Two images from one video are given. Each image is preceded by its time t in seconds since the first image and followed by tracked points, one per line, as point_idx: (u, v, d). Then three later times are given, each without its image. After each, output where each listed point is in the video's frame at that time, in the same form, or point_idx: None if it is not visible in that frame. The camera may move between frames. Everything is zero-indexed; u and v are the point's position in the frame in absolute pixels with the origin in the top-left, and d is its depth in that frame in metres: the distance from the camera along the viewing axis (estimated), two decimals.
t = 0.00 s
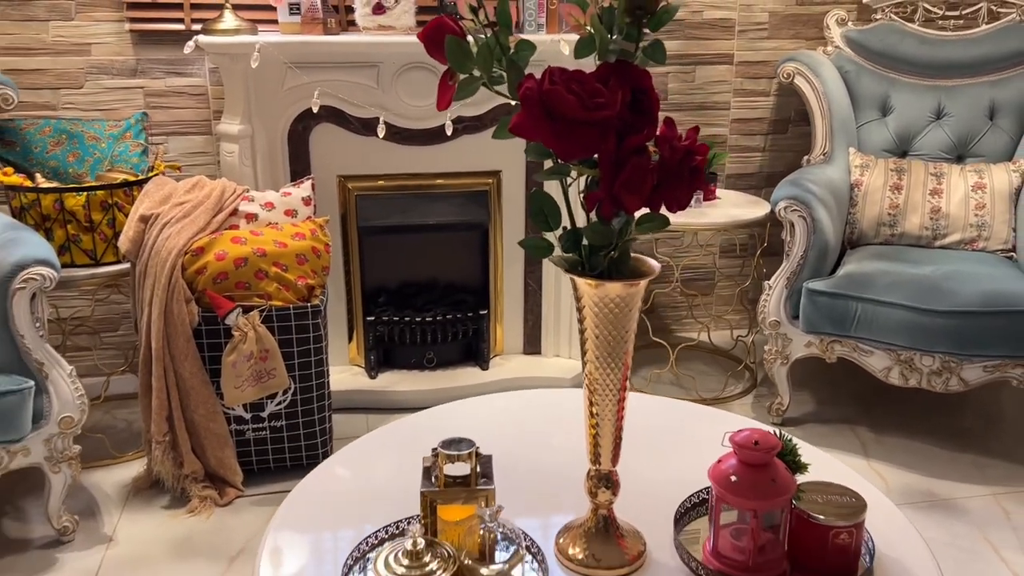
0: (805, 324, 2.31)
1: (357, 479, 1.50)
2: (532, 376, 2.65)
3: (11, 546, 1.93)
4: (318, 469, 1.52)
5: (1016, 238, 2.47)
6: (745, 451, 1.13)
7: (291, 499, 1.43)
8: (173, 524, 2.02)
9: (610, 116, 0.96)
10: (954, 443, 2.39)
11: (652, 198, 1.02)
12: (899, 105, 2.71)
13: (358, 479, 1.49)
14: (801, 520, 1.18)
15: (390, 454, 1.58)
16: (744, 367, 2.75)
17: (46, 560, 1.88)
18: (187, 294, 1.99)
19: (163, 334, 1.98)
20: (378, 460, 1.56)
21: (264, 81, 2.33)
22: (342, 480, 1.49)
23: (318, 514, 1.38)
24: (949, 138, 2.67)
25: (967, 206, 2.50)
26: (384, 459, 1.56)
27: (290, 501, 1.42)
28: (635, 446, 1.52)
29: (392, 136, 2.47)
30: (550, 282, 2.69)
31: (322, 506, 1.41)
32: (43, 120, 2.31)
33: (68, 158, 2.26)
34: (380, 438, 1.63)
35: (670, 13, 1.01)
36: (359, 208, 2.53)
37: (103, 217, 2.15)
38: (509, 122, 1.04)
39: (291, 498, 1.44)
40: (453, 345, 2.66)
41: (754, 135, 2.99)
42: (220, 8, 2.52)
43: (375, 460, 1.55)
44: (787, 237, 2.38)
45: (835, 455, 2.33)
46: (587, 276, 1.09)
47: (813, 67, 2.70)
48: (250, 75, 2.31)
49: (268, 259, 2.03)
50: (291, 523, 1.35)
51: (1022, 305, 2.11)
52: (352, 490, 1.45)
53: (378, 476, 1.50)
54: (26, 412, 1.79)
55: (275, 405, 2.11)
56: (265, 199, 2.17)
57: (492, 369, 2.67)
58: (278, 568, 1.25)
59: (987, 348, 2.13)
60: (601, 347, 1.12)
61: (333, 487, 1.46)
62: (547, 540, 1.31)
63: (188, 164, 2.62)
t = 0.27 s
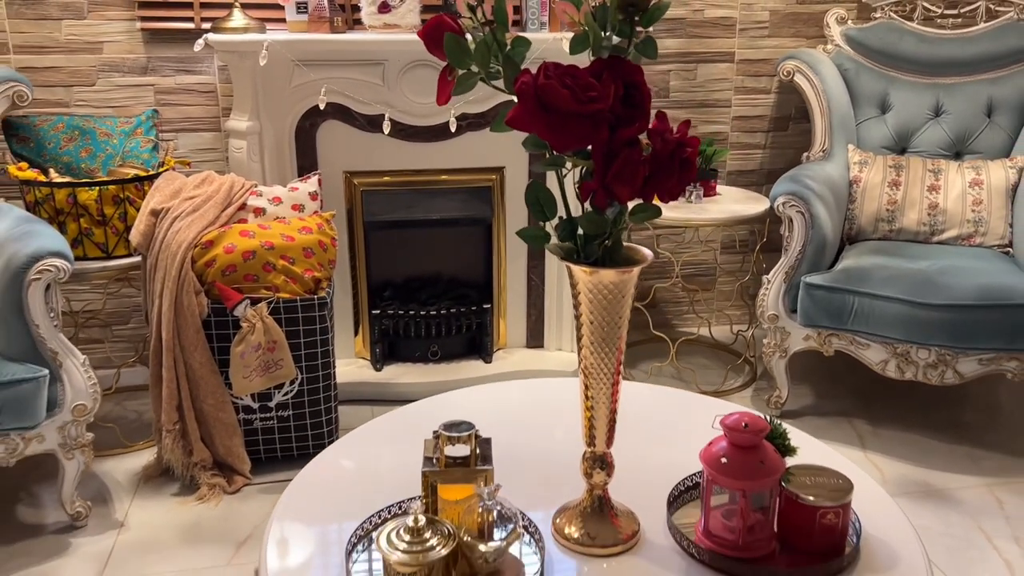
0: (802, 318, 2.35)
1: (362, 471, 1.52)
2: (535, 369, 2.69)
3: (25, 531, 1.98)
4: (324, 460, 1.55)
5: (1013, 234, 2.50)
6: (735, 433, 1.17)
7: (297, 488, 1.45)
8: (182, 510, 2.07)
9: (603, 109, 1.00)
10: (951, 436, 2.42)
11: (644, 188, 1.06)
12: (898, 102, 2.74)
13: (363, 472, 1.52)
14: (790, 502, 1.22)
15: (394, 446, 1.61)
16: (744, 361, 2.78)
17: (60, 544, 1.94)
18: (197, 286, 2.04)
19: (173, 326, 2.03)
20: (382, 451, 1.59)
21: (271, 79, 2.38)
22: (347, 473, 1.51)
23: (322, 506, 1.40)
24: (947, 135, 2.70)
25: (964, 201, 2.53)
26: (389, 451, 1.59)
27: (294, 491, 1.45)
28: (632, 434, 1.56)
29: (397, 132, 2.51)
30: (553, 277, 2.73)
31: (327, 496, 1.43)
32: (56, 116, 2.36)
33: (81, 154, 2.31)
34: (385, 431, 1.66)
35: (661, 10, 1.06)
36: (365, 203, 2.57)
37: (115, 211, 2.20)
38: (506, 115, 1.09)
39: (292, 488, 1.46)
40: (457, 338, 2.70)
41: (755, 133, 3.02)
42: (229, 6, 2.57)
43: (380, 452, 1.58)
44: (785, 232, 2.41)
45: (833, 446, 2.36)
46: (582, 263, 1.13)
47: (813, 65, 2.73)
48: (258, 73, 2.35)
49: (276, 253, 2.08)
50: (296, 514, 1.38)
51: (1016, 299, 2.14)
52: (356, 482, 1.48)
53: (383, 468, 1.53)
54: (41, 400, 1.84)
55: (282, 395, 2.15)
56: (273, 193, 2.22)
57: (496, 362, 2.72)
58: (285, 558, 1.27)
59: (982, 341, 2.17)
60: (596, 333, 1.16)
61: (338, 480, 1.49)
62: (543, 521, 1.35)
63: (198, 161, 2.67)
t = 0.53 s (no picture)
0: (800, 311, 2.38)
1: (367, 463, 1.53)
2: (536, 362, 2.73)
3: (36, 517, 2.02)
4: (330, 452, 1.56)
5: (1009, 229, 2.53)
6: (726, 416, 1.21)
7: (301, 478, 1.46)
8: (189, 498, 2.11)
9: (597, 101, 1.04)
10: (947, 428, 2.45)
11: (637, 178, 1.10)
12: (896, 99, 2.77)
13: (368, 463, 1.53)
14: (780, 484, 1.25)
15: (398, 437, 1.63)
16: (744, 354, 2.81)
17: (70, 530, 1.98)
18: (204, 278, 2.08)
19: (180, 317, 2.07)
20: (386, 442, 1.60)
21: (277, 75, 2.42)
22: (352, 464, 1.52)
23: (324, 495, 1.41)
24: (945, 131, 2.73)
25: (961, 197, 2.56)
26: (393, 443, 1.60)
27: (298, 481, 1.46)
28: (629, 421, 1.60)
29: (401, 128, 2.55)
30: (554, 271, 2.77)
31: (330, 487, 1.44)
32: (66, 112, 2.40)
33: (90, 149, 2.35)
34: (387, 423, 1.68)
35: (654, 5, 1.10)
36: (369, 198, 2.61)
37: (124, 204, 2.25)
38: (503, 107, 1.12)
39: (292, 479, 1.47)
40: (460, 332, 2.74)
41: (755, 129, 3.06)
42: (236, 4, 2.61)
43: (384, 444, 1.60)
44: (783, 227, 2.45)
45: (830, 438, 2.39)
46: (578, 251, 1.17)
47: (812, 62, 2.76)
48: (264, 69, 2.40)
49: (281, 245, 2.12)
50: (300, 506, 1.38)
51: (1011, 293, 2.17)
52: (361, 474, 1.49)
53: (387, 460, 1.54)
54: (52, 389, 1.88)
55: (287, 385, 2.20)
56: (278, 187, 2.26)
57: (498, 355, 2.75)
58: (290, 549, 1.26)
59: (976, 333, 2.20)
60: (591, 319, 1.20)
61: (341, 471, 1.50)
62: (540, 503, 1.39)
63: (205, 156, 2.72)
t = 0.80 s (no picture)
0: (798, 305, 2.42)
1: (371, 456, 1.54)
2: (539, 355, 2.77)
3: (47, 505, 2.06)
4: (335, 445, 1.57)
5: (1006, 224, 2.56)
6: (722, 402, 1.25)
7: (306, 471, 1.47)
8: (197, 487, 2.15)
9: (594, 94, 1.08)
10: (944, 420, 2.48)
11: (634, 169, 1.14)
12: (895, 96, 2.80)
13: (372, 456, 1.54)
14: (774, 468, 1.29)
15: (402, 429, 1.64)
16: (744, 348, 2.85)
17: (81, 518, 2.02)
18: (212, 271, 2.12)
19: (189, 309, 2.12)
20: (391, 435, 1.62)
21: (284, 72, 2.46)
22: (356, 458, 1.53)
23: (328, 484, 1.43)
24: (943, 128, 2.76)
25: (958, 192, 2.59)
26: (397, 437, 1.61)
27: (302, 474, 1.46)
28: (627, 410, 1.64)
29: (405, 125, 2.59)
30: (556, 265, 2.81)
31: (334, 479, 1.44)
32: (76, 108, 2.44)
33: (100, 145, 2.40)
34: (392, 417, 1.70)
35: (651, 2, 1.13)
36: (374, 194, 2.65)
37: (133, 199, 2.29)
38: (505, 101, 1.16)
39: (295, 471, 1.48)
40: (463, 326, 2.77)
41: (755, 126, 3.09)
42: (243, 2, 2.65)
43: (389, 437, 1.61)
44: (782, 222, 2.48)
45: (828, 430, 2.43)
46: (577, 240, 1.20)
47: (811, 59, 2.79)
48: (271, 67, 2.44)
49: (288, 239, 2.16)
50: (307, 500, 1.37)
51: (1006, 286, 2.20)
52: (365, 467, 1.49)
53: (392, 453, 1.55)
54: (63, 379, 1.92)
55: (293, 376, 2.23)
56: (285, 182, 2.30)
57: (501, 349, 2.79)
58: (296, 541, 1.27)
59: (972, 326, 2.23)
60: (590, 306, 1.23)
61: (345, 463, 1.50)
62: (541, 488, 1.42)
63: (212, 152, 2.76)
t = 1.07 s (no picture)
0: (796, 302, 2.44)
1: (374, 454, 1.55)
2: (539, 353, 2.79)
3: (54, 500, 2.09)
4: (338, 443, 1.58)
5: (1002, 222, 2.59)
6: (718, 395, 1.28)
7: (309, 468, 1.48)
8: (202, 482, 2.17)
9: (593, 93, 1.10)
10: (941, 416, 2.51)
11: (632, 166, 1.16)
12: (893, 95, 2.82)
13: (375, 454, 1.55)
14: (770, 460, 1.31)
15: (405, 426, 1.66)
16: (743, 346, 2.87)
17: (88, 512, 2.05)
18: (217, 269, 2.15)
19: (194, 307, 2.14)
20: (393, 432, 1.63)
21: (287, 72, 2.49)
22: (359, 455, 1.54)
23: (331, 479, 1.45)
24: (940, 127, 2.78)
25: (955, 191, 2.62)
26: (399, 434, 1.63)
27: (305, 471, 1.47)
28: (626, 404, 1.67)
29: (407, 124, 2.62)
30: (557, 264, 2.83)
31: (337, 476, 1.46)
32: (82, 108, 2.47)
33: (106, 144, 2.42)
34: (393, 414, 1.71)
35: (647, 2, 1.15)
36: (376, 192, 2.68)
37: (139, 197, 2.32)
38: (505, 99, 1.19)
39: (297, 468, 1.49)
40: (464, 323, 2.79)
41: (754, 125, 3.12)
42: (247, 3, 2.68)
43: (391, 435, 1.62)
44: (780, 220, 2.51)
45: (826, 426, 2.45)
46: (576, 236, 1.23)
47: (809, 59, 2.82)
48: (275, 66, 2.46)
49: (292, 237, 2.19)
50: (310, 497, 1.39)
51: (1002, 283, 2.22)
52: (368, 463, 1.51)
53: (395, 450, 1.56)
54: (70, 375, 1.95)
55: (297, 372, 2.26)
56: (288, 181, 2.33)
57: (502, 346, 2.82)
58: (300, 536, 1.28)
59: (968, 323, 2.25)
60: (588, 300, 1.26)
61: (348, 461, 1.52)
62: (541, 481, 1.45)
63: (216, 152, 2.79)
